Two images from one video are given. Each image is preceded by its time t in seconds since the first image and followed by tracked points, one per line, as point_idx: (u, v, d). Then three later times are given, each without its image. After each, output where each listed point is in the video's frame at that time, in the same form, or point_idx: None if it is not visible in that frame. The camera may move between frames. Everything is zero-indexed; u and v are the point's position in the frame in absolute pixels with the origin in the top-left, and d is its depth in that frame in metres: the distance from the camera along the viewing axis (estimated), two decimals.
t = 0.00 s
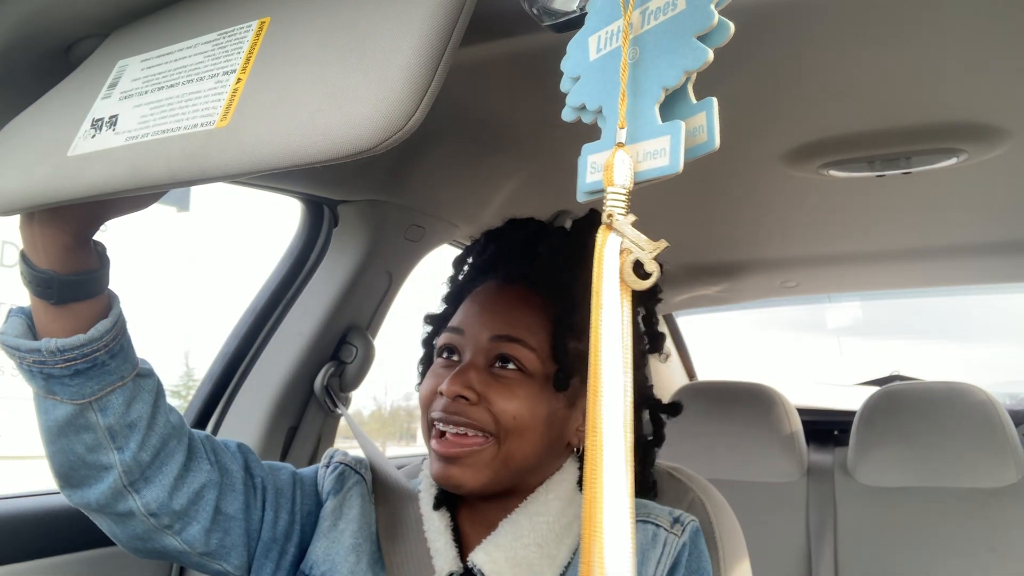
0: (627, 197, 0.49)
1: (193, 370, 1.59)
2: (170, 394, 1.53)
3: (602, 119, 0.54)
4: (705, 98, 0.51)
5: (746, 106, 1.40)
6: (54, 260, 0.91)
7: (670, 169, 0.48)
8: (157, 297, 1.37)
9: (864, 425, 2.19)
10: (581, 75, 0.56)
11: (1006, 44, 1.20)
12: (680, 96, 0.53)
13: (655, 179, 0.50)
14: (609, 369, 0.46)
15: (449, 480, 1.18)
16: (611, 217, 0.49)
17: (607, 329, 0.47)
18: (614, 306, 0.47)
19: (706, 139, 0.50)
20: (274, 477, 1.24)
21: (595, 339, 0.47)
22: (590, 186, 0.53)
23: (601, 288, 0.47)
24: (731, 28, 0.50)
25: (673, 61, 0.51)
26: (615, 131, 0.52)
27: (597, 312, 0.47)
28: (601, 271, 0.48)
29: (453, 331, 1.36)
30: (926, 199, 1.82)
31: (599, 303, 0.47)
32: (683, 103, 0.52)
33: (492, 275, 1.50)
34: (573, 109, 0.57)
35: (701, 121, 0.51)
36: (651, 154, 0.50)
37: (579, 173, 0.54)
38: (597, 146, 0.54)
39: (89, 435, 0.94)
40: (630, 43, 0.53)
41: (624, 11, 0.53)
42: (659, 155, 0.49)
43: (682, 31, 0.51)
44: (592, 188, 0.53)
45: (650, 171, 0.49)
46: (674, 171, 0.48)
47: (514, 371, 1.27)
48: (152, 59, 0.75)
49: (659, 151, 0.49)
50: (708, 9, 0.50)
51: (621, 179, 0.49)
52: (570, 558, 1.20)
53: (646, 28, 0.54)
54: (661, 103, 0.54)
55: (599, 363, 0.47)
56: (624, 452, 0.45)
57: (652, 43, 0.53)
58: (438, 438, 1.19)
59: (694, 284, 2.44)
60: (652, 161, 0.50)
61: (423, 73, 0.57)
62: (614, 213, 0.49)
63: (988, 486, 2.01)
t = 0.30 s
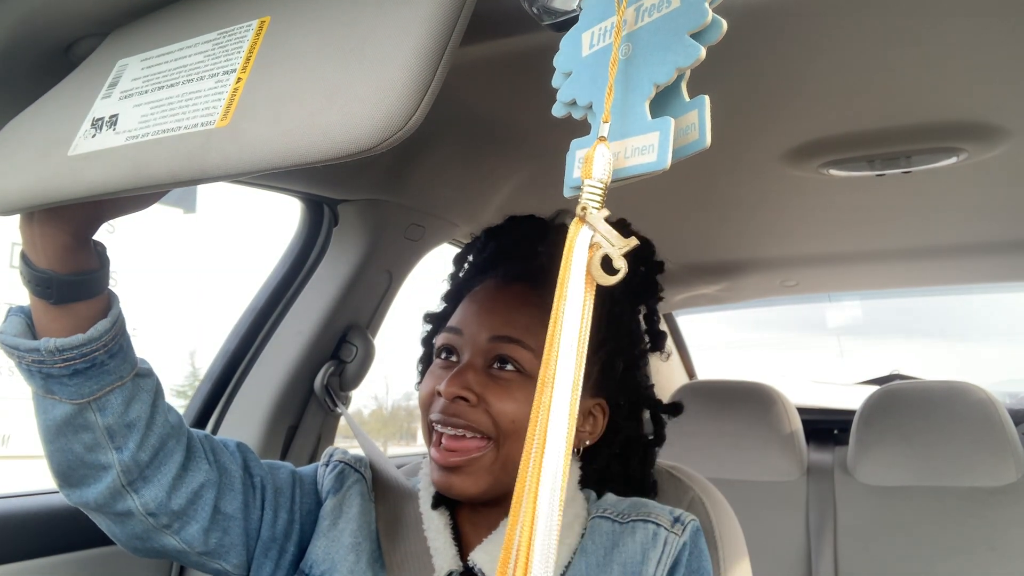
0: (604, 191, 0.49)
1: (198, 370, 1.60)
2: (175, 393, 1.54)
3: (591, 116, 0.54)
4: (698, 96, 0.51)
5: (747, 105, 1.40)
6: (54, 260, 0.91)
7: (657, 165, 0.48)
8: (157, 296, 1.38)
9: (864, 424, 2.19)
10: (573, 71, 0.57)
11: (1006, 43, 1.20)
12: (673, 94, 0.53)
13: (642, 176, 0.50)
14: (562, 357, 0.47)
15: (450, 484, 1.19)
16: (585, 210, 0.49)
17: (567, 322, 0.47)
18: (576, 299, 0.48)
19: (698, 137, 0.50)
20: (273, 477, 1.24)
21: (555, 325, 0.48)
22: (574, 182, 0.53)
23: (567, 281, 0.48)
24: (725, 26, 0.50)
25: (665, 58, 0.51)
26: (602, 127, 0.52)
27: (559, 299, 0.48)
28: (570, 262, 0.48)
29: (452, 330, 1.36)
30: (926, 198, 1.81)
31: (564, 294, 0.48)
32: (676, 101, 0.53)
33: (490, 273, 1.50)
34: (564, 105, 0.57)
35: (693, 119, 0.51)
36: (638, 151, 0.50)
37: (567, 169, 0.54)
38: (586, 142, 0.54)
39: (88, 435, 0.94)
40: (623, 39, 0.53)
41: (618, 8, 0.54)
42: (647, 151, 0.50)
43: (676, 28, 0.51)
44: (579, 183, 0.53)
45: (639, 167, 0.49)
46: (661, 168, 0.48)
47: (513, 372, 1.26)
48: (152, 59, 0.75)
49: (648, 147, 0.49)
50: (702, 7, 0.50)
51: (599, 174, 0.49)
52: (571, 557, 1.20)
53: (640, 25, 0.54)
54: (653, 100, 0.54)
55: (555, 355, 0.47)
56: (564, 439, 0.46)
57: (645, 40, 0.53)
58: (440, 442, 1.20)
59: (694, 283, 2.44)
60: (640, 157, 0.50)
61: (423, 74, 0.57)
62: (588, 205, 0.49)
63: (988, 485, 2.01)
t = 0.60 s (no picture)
0: (635, 196, 0.51)
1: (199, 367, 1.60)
2: (176, 391, 1.53)
3: (608, 119, 0.55)
4: (710, 95, 0.51)
5: (747, 103, 1.40)
6: (59, 262, 0.90)
7: (678, 167, 0.49)
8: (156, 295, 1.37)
9: (863, 422, 2.19)
10: (586, 75, 0.57)
11: (1006, 40, 1.20)
12: (685, 94, 0.53)
13: (664, 177, 0.51)
14: (630, 367, 0.50)
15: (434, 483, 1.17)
16: (621, 217, 0.52)
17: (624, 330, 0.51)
18: (628, 308, 0.51)
19: (711, 136, 0.50)
20: (269, 476, 1.23)
21: (613, 338, 0.51)
22: (599, 186, 0.54)
23: (616, 293, 0.51)
24: (735, 26, 0.50)
25: (678, 60, 0.51)
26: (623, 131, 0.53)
27: (613, 313, 0.51)
28: (615, 274, 0.51)
29: (447, 330, 1.35)
30: (927, 195, 1.81)
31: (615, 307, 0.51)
32: (689, 101, 0.53)
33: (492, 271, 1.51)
34: (579, 109, 0.57)
35: (705, 119, 0.51)
36: (659, 153, 0.50)
37: (588, 173, 0.55)
38: (605, 145, 0.54)
39: (85, 436, 0.94)
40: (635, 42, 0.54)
41: (628, 10, 0.54)
42: (667, 153, 0.50)
43: (686, 30, 0.52)
44: (600, 186, 0.54)
45: (659, 170, 0.50)
46: (682, 170, 0.49)
47: (506, 377, 1.25)
48: (153, 59, 0.75)
49: (667, 150, 0.50)
50: (712, 7, 0.51)
51: (631, 179, 0.50)
52: (570, 556, 1.21)
53: (651, 26, 0.54)
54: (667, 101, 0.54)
55: (620, 365, 0.50)
56: (646, 443, 0.49)
57: (657, 42, 0.53)
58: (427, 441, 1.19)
59: (694, 281, 2.44)
60: (660, 159, 0.50)
61: (425, 75, 0.57)
62: (622, 212, 0.51)
63: (987, 482, 2.01)
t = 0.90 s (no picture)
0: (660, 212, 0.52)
1: (199, 366, 1.59)
2: (176, 389, 1.53)
3: (626, 127, 0.55)
4: (727, 106, 0.51)
5: (749, 106, 1.40)
6: (74, 271, 0.91)
7: (704, 180, 0.50)
8: (157, 296, 1.37)
9: (864, 424, 2.19)
10: (601, 81, 0.57)
11: (1008, 44, 1.20)
12: (703, 105, 0.53)
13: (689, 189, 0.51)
14: (658, 383, 0.51)
15: (459, 450, 1.18)
16: (648, 233, 0.51)
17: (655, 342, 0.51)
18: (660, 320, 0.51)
19: (732, 147, 0.51)
20: (260, 477, 1.22)
21: (643, 349, 0.52)
22: (621, 195, 0.55)
23: (647, 303, 0.51)
24: (753, 41, 0.50)
25: (696, 71, 0.52)
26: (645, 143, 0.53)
27: (643, 324, 0.51)
28: (646, 285, 0.51)
29: (499, 318, 1.39)
30: (927, 198, 1.81)
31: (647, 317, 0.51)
32: (704, 113, 0.53)
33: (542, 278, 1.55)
34: (595, 116, 0.57)
35: (724, 129, 0.51)
36: (683, 165, 0.51)
37: (608, 181, 0.56)
38: (626, 154, 0.55)
39: (81, 442, 0.94)
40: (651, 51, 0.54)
41: (642, 19, 0.53)
42: (692, 165, 0.51)
43: (704, 42, 0.52)
44: (623, 196, 0.55)
45: (683, 182, 0.51)
46: (708, 182, 0.50)
47: (553, 370, 1.28)
48: (160, 67, 0.75)
49: (692, 162, 0.51)
50: (730, 21, 0.51)
51: (656, 195, 0.51)
52: (578, 560, 1.22)
53: (666, 36, 0.54)
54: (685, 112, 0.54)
55: (651, 377, 0.51)
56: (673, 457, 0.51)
57: (674, 52, 0.53)
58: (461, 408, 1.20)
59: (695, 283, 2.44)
60: (685, 171, 0.51)
61: (437, 85, 0.57)
62: (650, 230, 0.51)
63: (988, 485, 2.01)
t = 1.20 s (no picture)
0: (635, 205, 0.51)
1: (199, 365, 1.60)
2: (176, 388, 1.54)
3: (611, 121, 0.55)
4: (715, 102, 0.51)
5: (748, 102, 1.40)
6: (70, 269, 0.91)
7: (684, 174, 0.50)
8: (156, 294, 1.37)
9: (864, 422, 2.19)
10: (588, 75, 0.57)
11: (1006, 40, 1.19)
12: (690, 100, 0.53)
13: (669, 183, 0.52)
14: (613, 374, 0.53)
15: (463, 444, 1.19)
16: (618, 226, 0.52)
17: (612, 336, 0.53)
18: (615, 313, 0.53)
19: (717, 142, 0.51)
20: (259, 476, 1.23)
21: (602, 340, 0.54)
22: (602, 189, 0.55)
23: (608, 295, 0.53)
24: (742, 36, 0.50)
25: (683, 66, 0.52)
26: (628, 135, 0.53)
27: (603, 316, 0.53)
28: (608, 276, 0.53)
29: (507, 314, 1.40)
30: (927, 195, 1.81)
31: (607, 308, 0.53)
32: (693, 108, 0.53)
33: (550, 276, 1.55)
34: (582, 110, 0.57)
35: (712, 125, 0.51)
36: (665, 159, 0.51)
37: (591, 174, 0.56)
38: (609, 148, 0.55)
39: (78, 441, 0.94)
40: (640, 45, 0.54)
41: (633, 12, 0.54)
42: (673, 159, 0.51)
43: (692, 36, 0.52)
44: (605, 189, 0.55)
45: (663, 176, 0.51)
46: (689, 176, 0.50)
47: (558, 366, 1.28)
48: (157, 64, 0.75)
49: (673, 156, 0.51)
50: (718, 15, 0.51)
51: (628, 187, 0.51)
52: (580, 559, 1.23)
53: (655, 31, 0.54)
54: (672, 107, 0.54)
55: (606, 368, 0.53)
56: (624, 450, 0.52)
57: (663, 47, 0.53)
58: (466, 401, 1.21)
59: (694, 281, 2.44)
60: (667, 165, 0.51)
61: (435, 82, 0.57)
62: (623, 220, 0.51)
63: (987, 483, 2.01)
